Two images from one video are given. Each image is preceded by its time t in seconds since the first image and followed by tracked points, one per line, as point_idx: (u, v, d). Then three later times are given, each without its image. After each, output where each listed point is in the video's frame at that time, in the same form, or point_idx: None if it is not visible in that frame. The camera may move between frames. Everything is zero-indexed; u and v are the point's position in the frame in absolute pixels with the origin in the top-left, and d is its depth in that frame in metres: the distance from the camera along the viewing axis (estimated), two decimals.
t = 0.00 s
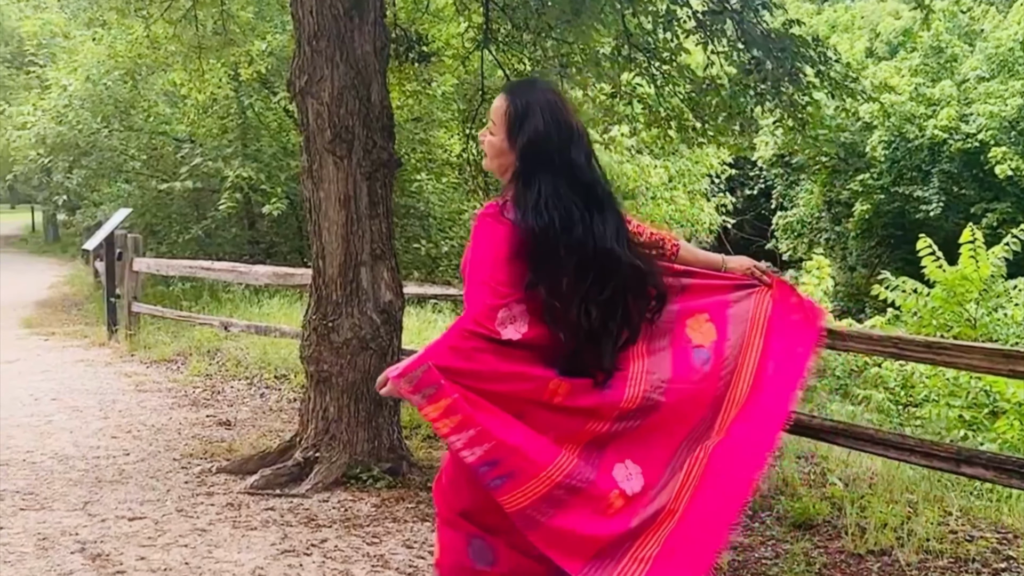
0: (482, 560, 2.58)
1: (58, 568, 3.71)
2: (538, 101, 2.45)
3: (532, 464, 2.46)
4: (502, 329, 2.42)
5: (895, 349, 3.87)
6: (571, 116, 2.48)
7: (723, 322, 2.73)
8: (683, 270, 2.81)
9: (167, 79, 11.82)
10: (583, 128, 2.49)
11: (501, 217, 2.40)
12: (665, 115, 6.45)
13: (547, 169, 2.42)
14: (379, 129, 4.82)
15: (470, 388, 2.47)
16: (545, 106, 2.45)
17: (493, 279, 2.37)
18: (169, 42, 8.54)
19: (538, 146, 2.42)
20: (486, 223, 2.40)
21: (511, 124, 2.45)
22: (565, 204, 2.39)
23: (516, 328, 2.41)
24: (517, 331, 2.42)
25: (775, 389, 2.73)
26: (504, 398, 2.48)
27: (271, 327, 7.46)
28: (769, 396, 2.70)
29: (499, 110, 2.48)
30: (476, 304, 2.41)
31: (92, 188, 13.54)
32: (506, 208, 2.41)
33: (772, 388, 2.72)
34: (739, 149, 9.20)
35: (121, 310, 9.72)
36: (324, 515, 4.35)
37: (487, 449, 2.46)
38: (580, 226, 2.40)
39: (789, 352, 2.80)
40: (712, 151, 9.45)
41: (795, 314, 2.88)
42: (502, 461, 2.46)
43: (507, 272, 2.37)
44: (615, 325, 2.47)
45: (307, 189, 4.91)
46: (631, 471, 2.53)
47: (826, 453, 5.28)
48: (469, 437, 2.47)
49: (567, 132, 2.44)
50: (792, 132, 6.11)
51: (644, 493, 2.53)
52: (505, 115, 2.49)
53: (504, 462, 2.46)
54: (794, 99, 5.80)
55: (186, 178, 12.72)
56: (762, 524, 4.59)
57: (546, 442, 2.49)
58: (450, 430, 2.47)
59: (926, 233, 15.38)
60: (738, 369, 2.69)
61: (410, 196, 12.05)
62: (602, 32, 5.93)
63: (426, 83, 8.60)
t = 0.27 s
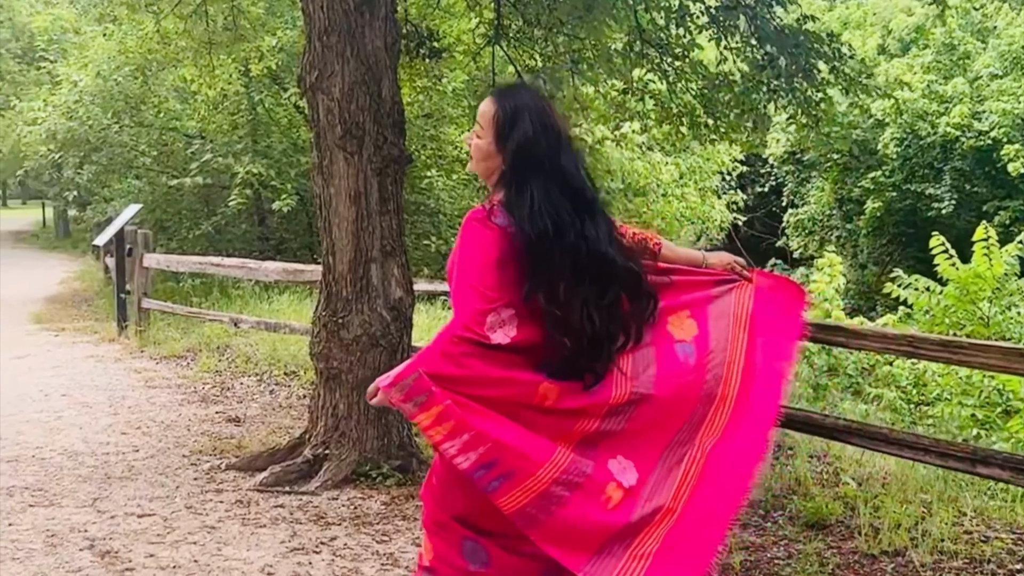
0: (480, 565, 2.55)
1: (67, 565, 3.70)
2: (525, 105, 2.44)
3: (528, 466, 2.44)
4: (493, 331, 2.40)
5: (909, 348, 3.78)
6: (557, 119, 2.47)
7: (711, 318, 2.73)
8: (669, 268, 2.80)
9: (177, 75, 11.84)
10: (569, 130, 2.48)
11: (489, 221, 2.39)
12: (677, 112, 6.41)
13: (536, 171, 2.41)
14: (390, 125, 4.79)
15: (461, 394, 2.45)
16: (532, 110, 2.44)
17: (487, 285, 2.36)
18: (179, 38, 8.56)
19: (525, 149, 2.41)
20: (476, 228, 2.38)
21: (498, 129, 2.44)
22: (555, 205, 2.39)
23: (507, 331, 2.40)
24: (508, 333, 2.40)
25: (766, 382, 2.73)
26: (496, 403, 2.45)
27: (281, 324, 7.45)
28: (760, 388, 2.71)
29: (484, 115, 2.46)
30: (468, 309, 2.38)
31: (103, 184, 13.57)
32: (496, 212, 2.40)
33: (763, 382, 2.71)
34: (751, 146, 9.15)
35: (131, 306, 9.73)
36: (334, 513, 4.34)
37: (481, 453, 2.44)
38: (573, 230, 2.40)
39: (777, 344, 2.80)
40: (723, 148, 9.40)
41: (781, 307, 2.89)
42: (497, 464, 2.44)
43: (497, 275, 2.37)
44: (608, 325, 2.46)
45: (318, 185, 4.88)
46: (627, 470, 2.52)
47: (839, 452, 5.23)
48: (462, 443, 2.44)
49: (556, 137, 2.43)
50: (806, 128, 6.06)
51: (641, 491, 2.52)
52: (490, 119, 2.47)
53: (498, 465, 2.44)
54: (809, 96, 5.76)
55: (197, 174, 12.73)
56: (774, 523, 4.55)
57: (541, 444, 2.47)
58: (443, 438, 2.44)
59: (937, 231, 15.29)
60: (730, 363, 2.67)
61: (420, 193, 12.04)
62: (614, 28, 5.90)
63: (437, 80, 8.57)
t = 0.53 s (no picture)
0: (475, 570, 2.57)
1: (77, 561, 3.69)
2: (513, 107, 2.44)
3: (522, 470, 2.47)
4: (485, 337, 2.41)
5: (924, 347, 3.72)
6: (543, 122, 2.49)
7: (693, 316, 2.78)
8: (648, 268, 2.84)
9: (188, 71, 11.83)
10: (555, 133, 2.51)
11: (478, 225, 2.41)
12: (689, 108, 6.37)
13: (525, 175, 2.43)
14: (401, 121, 4.76)
15: (454, 401, 2.45)
16: (519, 114, 2.45)
17: (479, 291, 2.38)
18: (190, 33, 8.54)
19: (514, 154, 2.42)
20: (466, 233, 2.40)
21: (485, 135, 2.45)
22: (544, 210, 2.43)
23: (498, 335, 2.42)
24: (499, 338, 2.43)
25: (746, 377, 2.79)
26: (489, 408, 2.47)
27: (290, 320, 7.44)
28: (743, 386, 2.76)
29: (472, 116, 2.46)
30: (457, 313, 2.39)
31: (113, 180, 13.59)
32: (485, 217, 2.42)
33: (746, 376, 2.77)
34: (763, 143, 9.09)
35: (142, 302, 9.74)
36: (344, 510, 4.32)
37: (476, 458, 2.45)
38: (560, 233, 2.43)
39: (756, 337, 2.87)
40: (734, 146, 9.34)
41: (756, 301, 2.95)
42: (492, 469, 2.46)
43: (488, 280, 2.39)
44: (596, 329, 2.51)
45: (329, 181, 4.86)
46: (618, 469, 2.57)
47: (852, 451, 5.18)
48: (456, 449, 2.45)
49: (542, 140, 2.46)
50: (820, 125, 6.02)
51: (633, 489, 2.57)
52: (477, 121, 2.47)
53: (493, 469, 2.46)
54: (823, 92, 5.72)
55: (207, 171, 12.73)
56: (786, 523, 4.52)
57: (533, 448, 2.50)
58: (437, 445, 2.45)
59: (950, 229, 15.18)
60: (714, 360, 2.73)
61: (430, 189, 12.01)
62: (625, 23, 5.86)
63: (447, 76, 8.53)
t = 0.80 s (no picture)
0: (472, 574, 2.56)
1: (88, 558, 3.69)
2: (504, 105, 2.43)
3: (520, 472, 2.47)
4: (480, 337, 2.40)
5: (940, 346, 3.66)
6: (533, 122, 2.48)
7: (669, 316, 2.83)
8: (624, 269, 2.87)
9: (199, 68, 11.81)
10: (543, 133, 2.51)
11: (471, 224, 2.40)
12: (702, 105, 6.33)
13: (518, 175, 2.43)
14: (413, 118, 4.73)
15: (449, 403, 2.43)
16: (512, 112, 2.44)
17: (475, 291, 2.37)
18: (201, 29, 8.53)
19: (506, 153, 2.42)
20: (460, 233, 2.38)
21: (476, 134, 2.43)
22: (533, 210, 2.44)
23: (492, 336, 2.42)
24: (493, 338, 2.42)
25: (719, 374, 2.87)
26: (484, 410, 2.45)
27: (301, 317, 7.42)
28: (715, 382, 2.86)
29: (463, 115, 2.44)
30: (451, 313, 2.36)
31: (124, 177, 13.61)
32: (478, 218, 2.41)
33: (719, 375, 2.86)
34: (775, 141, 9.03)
35: (153, 299, 9.75)
36: (354, 508, 4.30)
37: (474, 461, 2.44)
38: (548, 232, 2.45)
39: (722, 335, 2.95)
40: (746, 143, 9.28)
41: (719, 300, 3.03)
42: (489, 471, 2.45)
43: (482, 280, 2.39)
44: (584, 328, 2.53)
45: (340, 178, 4.85)
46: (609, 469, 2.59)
47: (866, 451, 5.13)
48: (454, 452, 2.43)
49: (532, 137, 2.45)
50: (834, 122, 5.97)
51: (625, 488, 2.60)
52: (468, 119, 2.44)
53: (490, 471, 2.45)
54: (838, 89, 5.68)
55: (217, 168, 12.74)
56: (799, 522, 4.49)
57: (528, 449, 2.50)
58: (434, 448, 2.42)
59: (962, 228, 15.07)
60: (689, 358, 2.80)
61: (440, 187, 11.98)
62: (637, 20, 5.82)
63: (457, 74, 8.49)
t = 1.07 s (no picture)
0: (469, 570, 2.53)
1: (102, 557, 3.69)
2: (500, 101, 2.41)
3: (518, 469, 2.44)
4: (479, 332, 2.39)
5: (958, 345, 3.62)
6: (527, 119, 2.47)
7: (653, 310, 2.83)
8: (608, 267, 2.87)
9: (211, 66, 11.83)
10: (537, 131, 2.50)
11: (470, 219, 2.40)
12: (715, 103, 6.30)
13: (514, 172, 2.41)
14: (426, 116, 4.71)
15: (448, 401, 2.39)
16: (509, 108, 2.42)
17: (468, 286, 2.36)
18: (213, 28, 8.52)
19: (502, 149, 2.40)
20: (457, 229, 2.38)
21: (473, 130, 2.41)
22: (526, 207, 2.43)
23: (489, 331, 2.40)
24: (490, 333, 2.40)
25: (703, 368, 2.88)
26: (482, 407, 2.42)
27: (312, 316, 7.42)
28: (698, 375, 2.86)
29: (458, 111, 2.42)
30: (452, 309, 2.35)
31: (135, 176, 13.63)
32: (474, 214, 2.40)
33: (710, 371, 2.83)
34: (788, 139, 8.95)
35: (164, 297, 9.76)
36: (367, 507, 4.29)
37: (473, 458, 2.41)
38: (540, 229, 2.45)
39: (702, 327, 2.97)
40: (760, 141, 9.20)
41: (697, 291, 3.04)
42: (488, 468, 2.42)
43: (478, 275, 2.38)
44: (577, 323, 2.52)
45: (352, 176, 4.84)
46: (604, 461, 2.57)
47: (881, 451, 5.09)
48: (453, 450, 2.40)
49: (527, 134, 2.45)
50: (849, 119, 5.92)
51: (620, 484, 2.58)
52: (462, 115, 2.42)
53: (488, 468, 2.42)
54: (853, 86, 5.64)
55: (228, 166, 12.75)
56: (813, 522, 4.47)
57: (525, 446, 2.47)
58: (433, 446, 2.39)
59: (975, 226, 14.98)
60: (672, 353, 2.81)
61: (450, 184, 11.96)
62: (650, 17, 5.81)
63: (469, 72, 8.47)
